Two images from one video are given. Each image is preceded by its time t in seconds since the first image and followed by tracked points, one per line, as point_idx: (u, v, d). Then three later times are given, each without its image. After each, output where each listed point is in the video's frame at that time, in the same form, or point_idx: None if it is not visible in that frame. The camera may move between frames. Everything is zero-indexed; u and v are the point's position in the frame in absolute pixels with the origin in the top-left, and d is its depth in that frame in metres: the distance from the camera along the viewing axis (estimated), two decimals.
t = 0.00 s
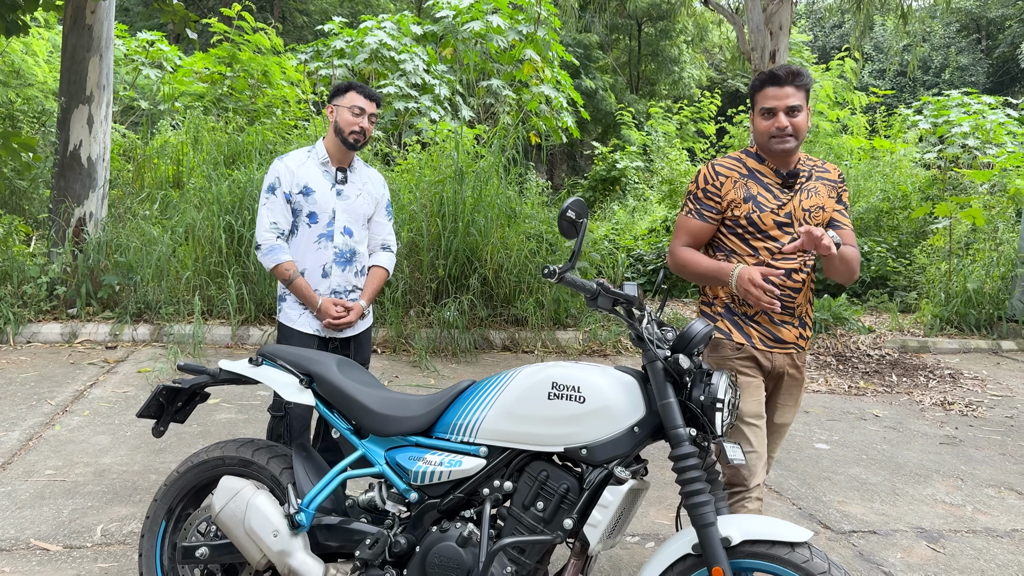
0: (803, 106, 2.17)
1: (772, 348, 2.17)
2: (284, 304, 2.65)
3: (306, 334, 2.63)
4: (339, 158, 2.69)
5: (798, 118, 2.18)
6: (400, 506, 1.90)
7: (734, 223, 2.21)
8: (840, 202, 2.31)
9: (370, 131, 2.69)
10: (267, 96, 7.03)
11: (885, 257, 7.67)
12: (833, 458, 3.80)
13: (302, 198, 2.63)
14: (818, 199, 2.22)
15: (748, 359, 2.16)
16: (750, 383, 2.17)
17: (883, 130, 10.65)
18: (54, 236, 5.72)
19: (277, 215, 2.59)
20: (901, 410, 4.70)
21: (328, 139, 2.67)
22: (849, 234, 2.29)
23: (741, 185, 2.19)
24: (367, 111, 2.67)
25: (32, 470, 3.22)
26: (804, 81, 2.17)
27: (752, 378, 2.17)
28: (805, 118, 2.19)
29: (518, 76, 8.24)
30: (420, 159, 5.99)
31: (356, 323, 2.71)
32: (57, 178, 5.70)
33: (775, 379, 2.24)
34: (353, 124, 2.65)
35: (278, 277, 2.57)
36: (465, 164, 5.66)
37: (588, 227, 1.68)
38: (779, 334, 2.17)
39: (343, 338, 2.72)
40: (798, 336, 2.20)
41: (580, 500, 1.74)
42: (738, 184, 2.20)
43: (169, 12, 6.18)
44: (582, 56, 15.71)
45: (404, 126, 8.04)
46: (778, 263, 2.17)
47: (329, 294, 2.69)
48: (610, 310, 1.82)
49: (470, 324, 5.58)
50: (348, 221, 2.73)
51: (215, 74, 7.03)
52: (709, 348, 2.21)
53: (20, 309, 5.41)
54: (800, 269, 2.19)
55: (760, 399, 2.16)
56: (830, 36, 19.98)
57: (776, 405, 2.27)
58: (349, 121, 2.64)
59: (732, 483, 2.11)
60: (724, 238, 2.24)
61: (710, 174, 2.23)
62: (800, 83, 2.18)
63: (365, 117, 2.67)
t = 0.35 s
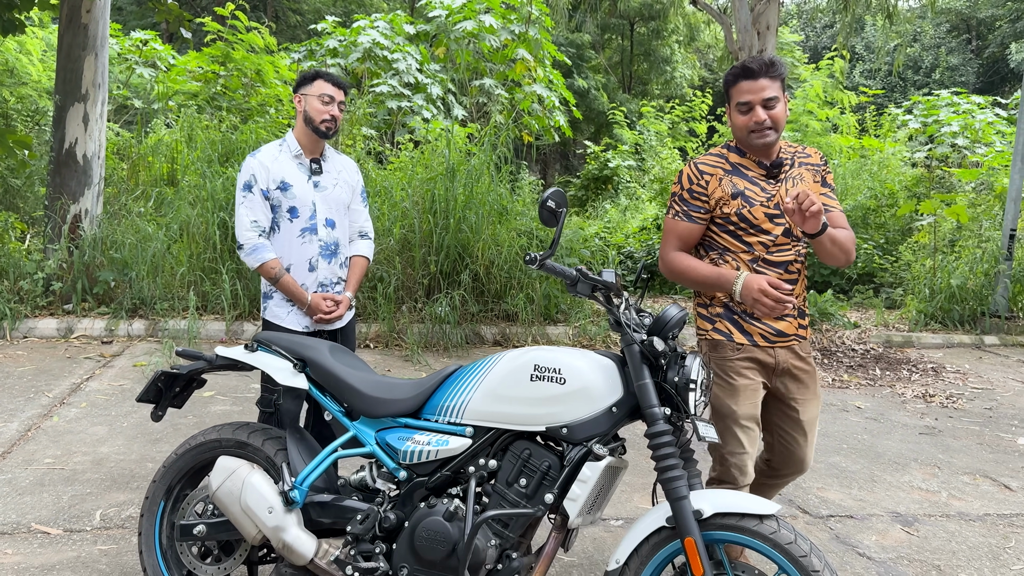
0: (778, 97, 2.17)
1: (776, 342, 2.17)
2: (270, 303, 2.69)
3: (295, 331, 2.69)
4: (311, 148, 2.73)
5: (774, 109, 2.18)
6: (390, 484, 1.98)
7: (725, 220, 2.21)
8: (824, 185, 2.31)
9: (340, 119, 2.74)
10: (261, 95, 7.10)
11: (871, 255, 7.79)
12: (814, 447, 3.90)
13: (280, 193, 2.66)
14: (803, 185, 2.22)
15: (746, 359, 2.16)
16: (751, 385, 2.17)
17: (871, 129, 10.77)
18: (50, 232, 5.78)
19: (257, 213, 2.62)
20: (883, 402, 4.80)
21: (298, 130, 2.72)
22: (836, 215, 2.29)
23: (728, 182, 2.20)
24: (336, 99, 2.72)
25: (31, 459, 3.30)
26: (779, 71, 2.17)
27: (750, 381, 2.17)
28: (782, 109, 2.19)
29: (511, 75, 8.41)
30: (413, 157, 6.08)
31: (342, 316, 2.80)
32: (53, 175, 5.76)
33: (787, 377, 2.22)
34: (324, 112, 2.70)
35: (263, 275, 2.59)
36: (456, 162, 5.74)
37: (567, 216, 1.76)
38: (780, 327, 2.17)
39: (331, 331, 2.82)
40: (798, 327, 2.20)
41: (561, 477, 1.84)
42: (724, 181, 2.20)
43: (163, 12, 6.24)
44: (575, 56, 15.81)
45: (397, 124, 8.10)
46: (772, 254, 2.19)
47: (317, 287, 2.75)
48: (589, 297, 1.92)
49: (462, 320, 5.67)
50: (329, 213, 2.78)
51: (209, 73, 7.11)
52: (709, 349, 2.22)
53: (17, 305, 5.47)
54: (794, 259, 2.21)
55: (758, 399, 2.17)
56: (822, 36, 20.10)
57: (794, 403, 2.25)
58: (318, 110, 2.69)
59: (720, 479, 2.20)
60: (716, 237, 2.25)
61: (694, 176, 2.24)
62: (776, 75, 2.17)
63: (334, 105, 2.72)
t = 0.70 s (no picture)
0: (769, 107, 2.09)
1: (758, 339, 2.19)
2: (250, 304, 2.72)
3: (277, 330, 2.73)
4: (280, 147, 2.73)
5: (765, 119, 2.10)
6: (379, 469, 2.07)
7: (709, 220, 2.23)
8: (819, 181, 2.22)
9: (308, 118, 2.74)
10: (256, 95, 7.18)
11: (859, 253, 7.90)
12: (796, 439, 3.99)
13: (253, 196, 2.69)
14: (793, 186, 2.17)
15: (727, 357, 2.20)
16: (733, 380, 2.21)
17: (862, 128, 10.87)
18: (47, 231, 5.86)
19: (231, 217, 2.64)
20: (867, 397, 4.90)
21: (266, 129, 2.71)
22: (830, 212, 2.20)
23: (710, 183, 2.20)
24: (304, 99, 2.72)
25: (30, 450, 3.37)
26: (771, 75, 2.08)
27: (733, 377, 2.21)
28: (774, 116, 2.11)
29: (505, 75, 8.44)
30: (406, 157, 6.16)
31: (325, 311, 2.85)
32: (49, 174, 5.83)
33: (776, 372, 2.22)
34: (292, 113, 2.70)
35: (241, 278, 2.63)
36: (449, 161, 5.83)
37: (546, 212, 1.85)
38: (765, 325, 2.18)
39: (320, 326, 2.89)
40: (786, 324, 2.20)
41: (542, 461, 1.92)
42: (708, 183, 2.20)
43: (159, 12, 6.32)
44: (569, 57, 15.92)
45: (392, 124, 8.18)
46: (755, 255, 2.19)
47: (298, 286, 2.80)
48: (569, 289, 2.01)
49: (454, 317, 5.74)
50: (304, 210, 2.81)
51: (204, 73, 7.21)
52: (695, 344, 2.28)
53: (14, 302, 5.54)
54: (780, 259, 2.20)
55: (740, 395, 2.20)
56: (815, 36, 20.22)
57: (788, 398, 2.24)
58: (287, 111, 2.68)
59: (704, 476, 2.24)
60: (701, 235, 2.27)
61: (679, 175, 2.24)
62: (768, 80, 2.09)
63: (302, 104, 2.72)
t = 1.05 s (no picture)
0: (783, 110, 2.08)
1: (757, 343, 2.21)
2: (235, 301, 2.80)
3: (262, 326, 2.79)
4: (257, 146, 2.82)
5: (779, 123, 2.09)
6: (366, 456, 2.15)
7: (717, 221, 2.29)
8: (838, 195, 2.15)
9: (284, 117, 2.80)
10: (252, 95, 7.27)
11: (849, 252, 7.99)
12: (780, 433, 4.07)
13: (232, 196, 2.76)
14: (806, 197, 2.13)
15: (719, 357, 2.27)
16: (724, 379, 2.27)
17: (855, 128, 10.95)
18: (45, 230, 5.93)
19: (210, 218, 2.72)
20: (852, 392, 4.98)
21: (244, 130, 2.79)
22: (844, 232, 2.14)
23: (719, 185, 2.25)
24: (279, 99, 2.79)
25: (29, 443, 3.45)
26: (785, 80, 2.06)
27: (725, 377, 2.27)
28: (788, 121, 2.10)
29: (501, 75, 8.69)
30: (401, 157, 6.25)
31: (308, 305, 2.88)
32: (47, 173, 5.90)
33: (774, 376, 2.23)
34: (268, 113, 2.77)
35: (222, 276, 2.71)
36: (442, 161, 5.91)
37: (523, 208, 1.93)
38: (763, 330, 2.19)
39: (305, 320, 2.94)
40: (793, 332, 2.18)
41: (521, 447, 2.00)
42: (717, 184, 2.25)
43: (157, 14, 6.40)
44: (565, 56, 16.01)
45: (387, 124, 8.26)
46: (758, 261, 2.21)
47: (282, 282, 2.86)
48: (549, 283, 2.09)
49: (447, 314, 5.75)
50: (284, 207, 2.87)
51: (201, 73, 7.35)
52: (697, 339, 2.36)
53: (13, 300, 5.61)
54: (785, 268, 2.19)
55: (730, 396, 2.27)
56: (810, 37, 20.32)
57: (786, 403, 2.24)
58: (263, 112, 2.75)
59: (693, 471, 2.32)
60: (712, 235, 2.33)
61: (693, 174, 2.31)
62: (782, 83, 2.08)
63: (277, 104, 2.79)
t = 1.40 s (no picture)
0: (840, 98, 2.11)
1: (776, 335, 2.26)
2: (230, 294, 2.90)
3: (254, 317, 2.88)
4: (250, 143, 2.89)
5: (835, 110, 2.13)
6: (356, 443, 2.23)
7: (755, 210, 2.33)
8: (882, 198, 2.14)
9: (275, 116, 2.88)
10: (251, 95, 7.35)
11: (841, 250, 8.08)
12: (767, 426, 4.16)
13: (223, 192, 2.85)
14: (847, 194, 2.14)
15: (736, 347, 2.35)
16: (740, 370, 2.33)
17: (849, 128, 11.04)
18: (45, 227, 6.00)
19: (201, 214, 2.82)
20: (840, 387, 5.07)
21: (236, 129, 2.87)
22: (887, 234, 2.09)
23: (763, 172, 2.29)
24: (270, 98, 2.86)
25: (31, 435, 3.54)
26: (845, 69, 2.10)
27: (740, 367, 2.34)
28: (843, 110, 2.13)
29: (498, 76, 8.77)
30: (397, 156, 6.34)
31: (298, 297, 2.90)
32: (47, 172, 5.98)
33: (788, 370, 2.27)
34: (259, 112, 2.84)
35: (212, 269, 2.80)
36: (436, 160, 6.00)
37: (504, 205, 2.02)
38: (784, 324, 2.24)
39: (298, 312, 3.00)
40: (813, 329, 2.22)
41: (505, 433, 2.08)
42: (761, 171, 2.29)
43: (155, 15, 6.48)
44: (562, 56, 16.10)
45: (384, 124, 8.35)
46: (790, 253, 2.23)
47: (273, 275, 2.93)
48: (533, 276, 2.19)
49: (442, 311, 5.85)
50: (275, 202, 2.93)
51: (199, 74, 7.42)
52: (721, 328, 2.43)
53: (13, 297, 5.69)
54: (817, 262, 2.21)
55: (741, 386, 2.34)
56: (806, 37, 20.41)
57: (799, 398, 2.27)
58: (254, 111, 2.82)
59: (700, 453, 2.40)
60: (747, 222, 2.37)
61: (741, 159, 2.36)
62: (843, 72, 2.11)
63: (268, 103, 2.86)
